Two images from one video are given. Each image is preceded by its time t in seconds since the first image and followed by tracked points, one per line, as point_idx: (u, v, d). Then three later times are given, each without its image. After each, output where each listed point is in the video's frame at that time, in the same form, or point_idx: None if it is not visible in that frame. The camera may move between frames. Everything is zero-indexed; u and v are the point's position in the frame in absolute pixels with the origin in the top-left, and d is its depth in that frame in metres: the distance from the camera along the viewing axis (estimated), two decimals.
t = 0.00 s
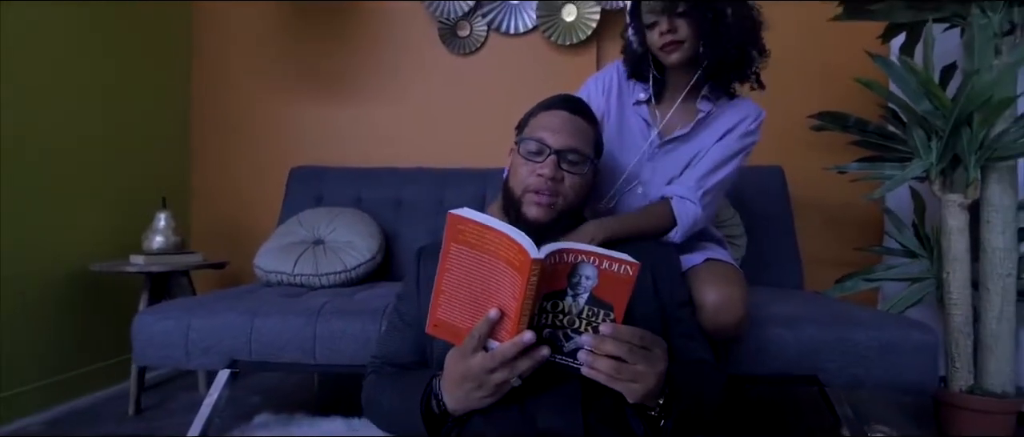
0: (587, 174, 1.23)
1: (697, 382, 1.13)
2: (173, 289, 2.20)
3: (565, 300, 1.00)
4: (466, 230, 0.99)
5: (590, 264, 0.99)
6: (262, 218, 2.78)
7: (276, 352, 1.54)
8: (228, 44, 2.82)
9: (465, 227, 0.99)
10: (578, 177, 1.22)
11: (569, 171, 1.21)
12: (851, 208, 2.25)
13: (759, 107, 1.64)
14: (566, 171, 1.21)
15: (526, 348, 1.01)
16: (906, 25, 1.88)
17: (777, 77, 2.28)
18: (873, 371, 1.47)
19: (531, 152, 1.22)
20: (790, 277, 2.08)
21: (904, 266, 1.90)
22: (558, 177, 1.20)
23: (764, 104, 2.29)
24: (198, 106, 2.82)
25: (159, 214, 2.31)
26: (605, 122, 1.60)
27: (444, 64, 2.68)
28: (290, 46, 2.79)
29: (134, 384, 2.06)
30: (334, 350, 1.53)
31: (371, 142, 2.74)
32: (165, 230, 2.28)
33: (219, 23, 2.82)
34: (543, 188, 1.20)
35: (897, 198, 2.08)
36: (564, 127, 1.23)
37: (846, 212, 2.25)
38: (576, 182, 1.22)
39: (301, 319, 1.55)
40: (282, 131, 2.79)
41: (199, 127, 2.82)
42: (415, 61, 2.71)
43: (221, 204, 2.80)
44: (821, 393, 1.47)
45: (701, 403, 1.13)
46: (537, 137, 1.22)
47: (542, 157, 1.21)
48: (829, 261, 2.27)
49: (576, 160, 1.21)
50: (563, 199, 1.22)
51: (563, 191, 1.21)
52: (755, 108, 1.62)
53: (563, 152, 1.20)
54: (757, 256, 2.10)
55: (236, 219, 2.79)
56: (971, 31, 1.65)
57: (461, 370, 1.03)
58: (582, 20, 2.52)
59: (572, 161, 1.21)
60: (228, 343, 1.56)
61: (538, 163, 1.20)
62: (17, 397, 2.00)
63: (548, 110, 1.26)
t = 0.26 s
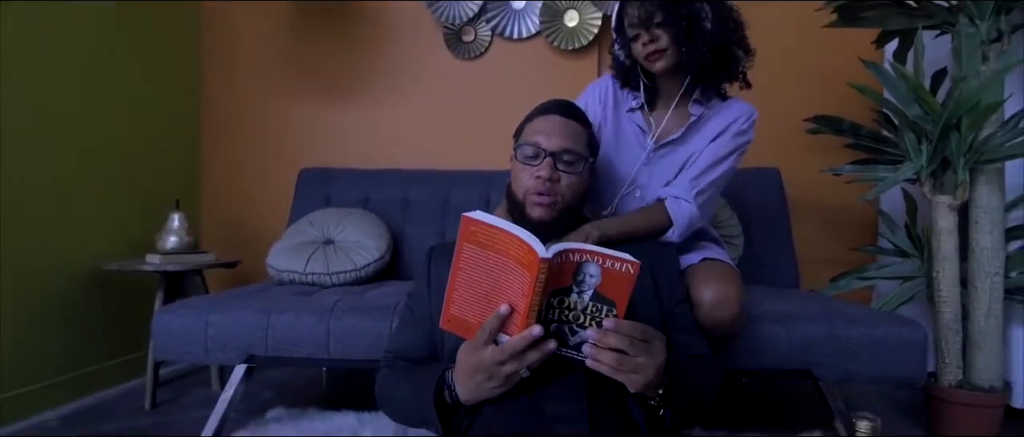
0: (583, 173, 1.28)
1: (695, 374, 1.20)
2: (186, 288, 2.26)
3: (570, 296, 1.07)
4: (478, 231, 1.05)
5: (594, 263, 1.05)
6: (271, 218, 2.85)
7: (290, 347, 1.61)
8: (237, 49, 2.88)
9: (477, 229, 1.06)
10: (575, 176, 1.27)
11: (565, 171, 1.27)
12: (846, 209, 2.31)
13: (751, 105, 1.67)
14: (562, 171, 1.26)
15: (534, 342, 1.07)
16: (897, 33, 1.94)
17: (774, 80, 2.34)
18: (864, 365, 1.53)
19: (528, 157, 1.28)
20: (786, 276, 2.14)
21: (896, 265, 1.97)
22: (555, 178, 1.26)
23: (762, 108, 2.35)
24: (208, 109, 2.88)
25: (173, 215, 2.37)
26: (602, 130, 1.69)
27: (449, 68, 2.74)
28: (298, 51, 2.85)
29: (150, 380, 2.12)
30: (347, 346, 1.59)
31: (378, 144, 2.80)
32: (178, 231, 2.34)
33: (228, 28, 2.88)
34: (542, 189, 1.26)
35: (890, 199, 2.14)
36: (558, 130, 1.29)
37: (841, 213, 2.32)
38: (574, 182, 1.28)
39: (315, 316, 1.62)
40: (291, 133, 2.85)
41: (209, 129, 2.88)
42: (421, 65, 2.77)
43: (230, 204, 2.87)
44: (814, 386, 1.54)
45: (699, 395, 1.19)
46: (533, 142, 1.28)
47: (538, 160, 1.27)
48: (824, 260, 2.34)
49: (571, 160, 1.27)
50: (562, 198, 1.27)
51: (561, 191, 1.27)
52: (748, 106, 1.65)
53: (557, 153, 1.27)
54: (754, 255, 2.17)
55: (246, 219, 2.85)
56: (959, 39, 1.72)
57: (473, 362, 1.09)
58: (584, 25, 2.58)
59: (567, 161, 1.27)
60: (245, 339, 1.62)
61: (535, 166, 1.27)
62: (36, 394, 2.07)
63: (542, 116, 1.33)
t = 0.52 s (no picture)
0: (588, 134, 1.37)
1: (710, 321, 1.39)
2: (224, 266, 2.42)
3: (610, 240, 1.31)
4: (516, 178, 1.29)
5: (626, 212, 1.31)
6: (295, 205, 3.01)
7: (340, 311, 1.78)
8: (262, 45, 3.04)
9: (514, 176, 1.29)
10: (584, 138, 1.36)
11: (574, 135, 1.34)
12: (835, 194, 2.52)
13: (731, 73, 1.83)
14: (572, 136, 1.34)
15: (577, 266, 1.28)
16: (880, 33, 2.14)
17: (770, 76, 2.55)
18: (851, 325, 1.73)
19: (535, 136, 1.33)
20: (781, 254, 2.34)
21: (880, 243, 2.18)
22: (567, 144, 1.33)
23: (759, 101, 2.56)
24: (236, 100, 3.04)
25: (210, 199, 2.52)
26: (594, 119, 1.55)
27: (466, 63, 2.92)
28: (322, 46, 3.02)
29: (193, 351, 2.28)
30: (391, 309, 1.77)
31: (398, 136, 2.98)
32: (216, 214, 2.49)
33: (255, 24, 3.04)
34: (559, 157, 1.32)
35: (875, 184, 2.36)
36: (557, 108, 1.36)
37: (831, 199, 2.52)
38: (585, 143, 1.36)
39: (362, 283, 1.79)
40: (315, 124, 3.01)
41: (236, 121, 3.05)
42: (439, 61, 2.94)
43: (256, 192, 3.03)
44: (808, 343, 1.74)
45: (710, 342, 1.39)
46: (538, 123, 1.34)
47: (545, 135, 1.33)
48: (816, 243, 2.54)
49: (575, 126, 1.35)
50: (580, 159, 1.35)
51: (577, 154, 1.34)
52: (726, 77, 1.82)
53: (563, 125, 1.34)
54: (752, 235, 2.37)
55: (271, 206, 3.01)
56: (935, 39, 1.93)
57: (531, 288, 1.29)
58: (593, 25, 2.77)
59: (572, 127, 1.35)
60: (298, 304, 1.79)
61: (545, 141, 1.33)
62: (86, 364, 2.23)
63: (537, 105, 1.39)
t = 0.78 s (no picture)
0: (586, 130, 1.44)
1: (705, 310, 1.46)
2: (236, 261, 2.50)
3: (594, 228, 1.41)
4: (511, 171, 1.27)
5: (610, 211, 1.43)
6: (303, 203, 3.09)
7: (350, 304, 1.86)
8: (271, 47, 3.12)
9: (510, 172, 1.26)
10: (583, 134, 1.43)
11: (574, 131, 1.42)
12: (829, 192, 2.59)
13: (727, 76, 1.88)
14: (571, 132, 1.41)
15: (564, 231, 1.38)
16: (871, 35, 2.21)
17: (765, 77, 2.62)
18: (840, 315, 1.81)
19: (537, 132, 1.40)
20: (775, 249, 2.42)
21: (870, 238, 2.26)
22: (567, 138, 1.40)
23: (754, 101, 2.63)
24: (245, 100, 3.12)
25: (221, 197, 2.60)
26: (595, 119, 1.65)
27: (469, 64, 3.00)
28: (329, 48, 3.09)
29: (206, 343, 2.36)
30: (400, 300, 1.85)
31: (402, 136, 3.06)
32: (227, 211, 2.57)
33: (264, 26, 3.13)
34: (560, 150, 1.39)
35: (867, 183, 2.44)
36: (557, 108, 1.43)
37: (824, 196, 2.60)
38: (585, 139, 1.43)
39: (371, 276, 1.87)
40: (322, 124, 3.09)
41: (244, 121, 3.13)
42: (443, 62, 3.02)
43: (265, 191, 3.11)
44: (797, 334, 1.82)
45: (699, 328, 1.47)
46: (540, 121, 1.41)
47: (546, 130, 1.39)
48: (809, 239, 2.62)
49: (574, 123, 1.42)
50: (580, 153, 1.42)
51: (577, 148, 1.41)
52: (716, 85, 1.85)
53: (564, 123, 1.41)
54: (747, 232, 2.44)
55: (280, 204, 3.09)
56: (921, 42, 2.00)
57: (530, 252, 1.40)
58: (593, 27, 2.85)
59: (572, 125, 1.42)
60: (310, 297, 1.87)
61: (546, 135, 1.39)
62: (102, 355, 2.31)
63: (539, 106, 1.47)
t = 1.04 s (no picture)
0: (592, 130, 1.51)
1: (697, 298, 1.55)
2: (249, 255, 2.60)
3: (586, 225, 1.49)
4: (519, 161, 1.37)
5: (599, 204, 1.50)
6: (312, 200, 3.18)
7: (362, 294, 1.96)
8: (280, 48, 3.22)
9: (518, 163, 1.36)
10: (589, 133, 1.50)
11: (580, 130, 1.48)
12: (822, 189, 2.68)
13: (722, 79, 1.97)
14: (578, 130, 1.48)
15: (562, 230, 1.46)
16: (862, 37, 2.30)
17: (760, 78, 2.71)
18: (827, 305, 1.90)
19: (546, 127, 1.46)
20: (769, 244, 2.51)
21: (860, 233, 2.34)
22: (574, 135, 1.46)
23: (750, 101, 2.72)
24: (256, 100, 3.22)
25: (235, 193, 2.70)
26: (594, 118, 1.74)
27: (473, 65, 3.09)
28: (337, 49, 3.19)
29: (220, 333, 2.45)
30: (409, 291, 1.94)
31: (409, 134, 3.15)
32: (240, 207, 2.66)
33: (274, 28, 3.22)
34: (565, 145, 1.45)
35: (858, 180, 2.52)
36: (567, 108, 1.51)
37: (818, 193, 2.68)
38: (590, 137, 1.50)
39: (382, 268, 1.97)
40: (330, 123, 3.19)
41: (255, 121, 3.23)
42: (448, 63, 3.11)
43: (275, 188, 3.21)
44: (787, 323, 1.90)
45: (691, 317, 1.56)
46: (550, 117, 1.48)
47: (556, 126, 1.46)
48: (804, 235, 2.70)
49: (582, 122, 1.49)
50: (584, 150, 1.48)
51: (582, 145, 1.48)
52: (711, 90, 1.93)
53: (572, 120, 1.48)
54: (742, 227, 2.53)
55: (289, 200, 3.19)
56: (907, 44, 2.09)
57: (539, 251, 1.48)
58: (593, 30, 2.95)
59: (580, 124, 1.49)
60: (322, 287, 1.96)
61: (555, 131, 1.45)
62: (118, 344, 2.41)
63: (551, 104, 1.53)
